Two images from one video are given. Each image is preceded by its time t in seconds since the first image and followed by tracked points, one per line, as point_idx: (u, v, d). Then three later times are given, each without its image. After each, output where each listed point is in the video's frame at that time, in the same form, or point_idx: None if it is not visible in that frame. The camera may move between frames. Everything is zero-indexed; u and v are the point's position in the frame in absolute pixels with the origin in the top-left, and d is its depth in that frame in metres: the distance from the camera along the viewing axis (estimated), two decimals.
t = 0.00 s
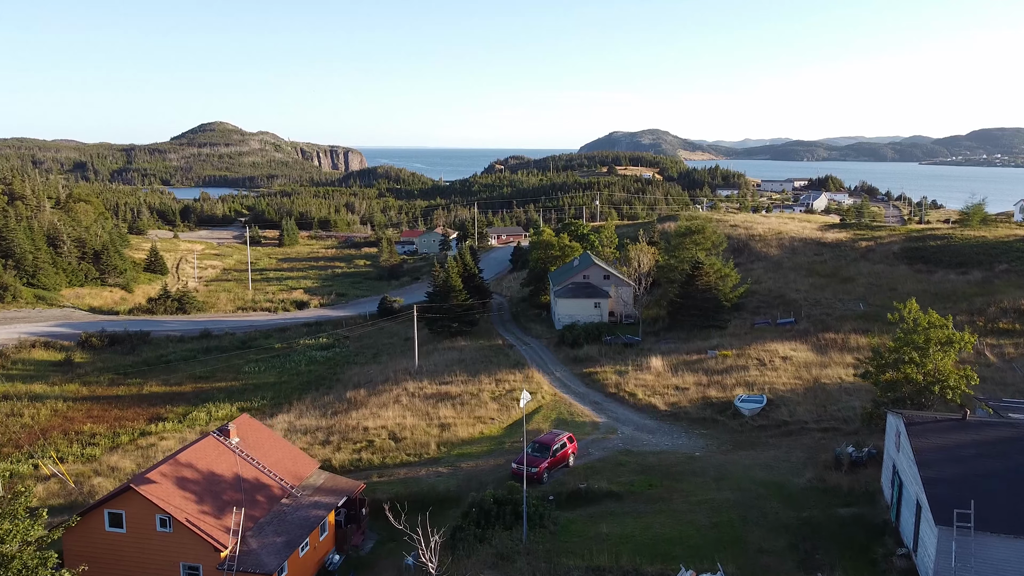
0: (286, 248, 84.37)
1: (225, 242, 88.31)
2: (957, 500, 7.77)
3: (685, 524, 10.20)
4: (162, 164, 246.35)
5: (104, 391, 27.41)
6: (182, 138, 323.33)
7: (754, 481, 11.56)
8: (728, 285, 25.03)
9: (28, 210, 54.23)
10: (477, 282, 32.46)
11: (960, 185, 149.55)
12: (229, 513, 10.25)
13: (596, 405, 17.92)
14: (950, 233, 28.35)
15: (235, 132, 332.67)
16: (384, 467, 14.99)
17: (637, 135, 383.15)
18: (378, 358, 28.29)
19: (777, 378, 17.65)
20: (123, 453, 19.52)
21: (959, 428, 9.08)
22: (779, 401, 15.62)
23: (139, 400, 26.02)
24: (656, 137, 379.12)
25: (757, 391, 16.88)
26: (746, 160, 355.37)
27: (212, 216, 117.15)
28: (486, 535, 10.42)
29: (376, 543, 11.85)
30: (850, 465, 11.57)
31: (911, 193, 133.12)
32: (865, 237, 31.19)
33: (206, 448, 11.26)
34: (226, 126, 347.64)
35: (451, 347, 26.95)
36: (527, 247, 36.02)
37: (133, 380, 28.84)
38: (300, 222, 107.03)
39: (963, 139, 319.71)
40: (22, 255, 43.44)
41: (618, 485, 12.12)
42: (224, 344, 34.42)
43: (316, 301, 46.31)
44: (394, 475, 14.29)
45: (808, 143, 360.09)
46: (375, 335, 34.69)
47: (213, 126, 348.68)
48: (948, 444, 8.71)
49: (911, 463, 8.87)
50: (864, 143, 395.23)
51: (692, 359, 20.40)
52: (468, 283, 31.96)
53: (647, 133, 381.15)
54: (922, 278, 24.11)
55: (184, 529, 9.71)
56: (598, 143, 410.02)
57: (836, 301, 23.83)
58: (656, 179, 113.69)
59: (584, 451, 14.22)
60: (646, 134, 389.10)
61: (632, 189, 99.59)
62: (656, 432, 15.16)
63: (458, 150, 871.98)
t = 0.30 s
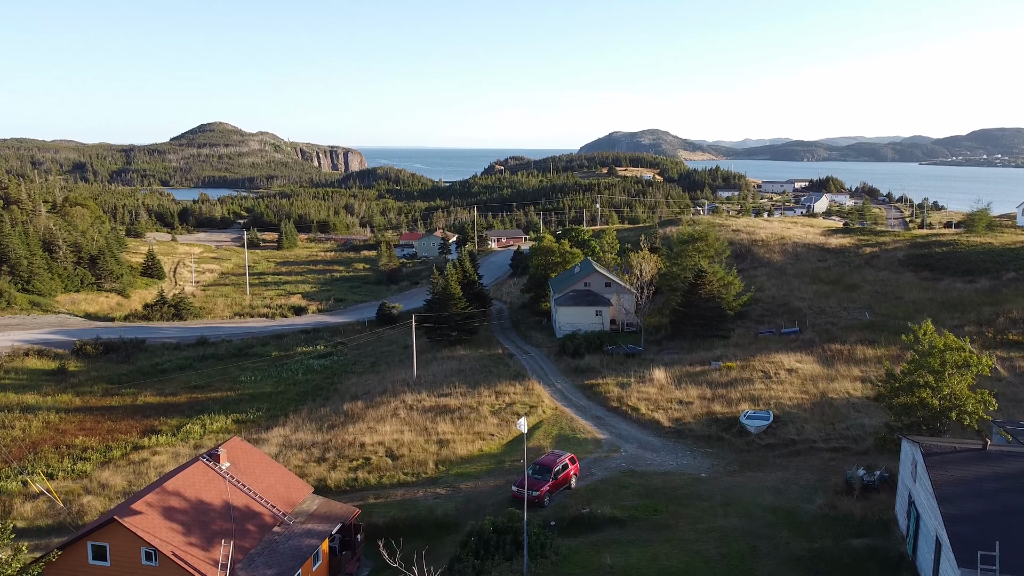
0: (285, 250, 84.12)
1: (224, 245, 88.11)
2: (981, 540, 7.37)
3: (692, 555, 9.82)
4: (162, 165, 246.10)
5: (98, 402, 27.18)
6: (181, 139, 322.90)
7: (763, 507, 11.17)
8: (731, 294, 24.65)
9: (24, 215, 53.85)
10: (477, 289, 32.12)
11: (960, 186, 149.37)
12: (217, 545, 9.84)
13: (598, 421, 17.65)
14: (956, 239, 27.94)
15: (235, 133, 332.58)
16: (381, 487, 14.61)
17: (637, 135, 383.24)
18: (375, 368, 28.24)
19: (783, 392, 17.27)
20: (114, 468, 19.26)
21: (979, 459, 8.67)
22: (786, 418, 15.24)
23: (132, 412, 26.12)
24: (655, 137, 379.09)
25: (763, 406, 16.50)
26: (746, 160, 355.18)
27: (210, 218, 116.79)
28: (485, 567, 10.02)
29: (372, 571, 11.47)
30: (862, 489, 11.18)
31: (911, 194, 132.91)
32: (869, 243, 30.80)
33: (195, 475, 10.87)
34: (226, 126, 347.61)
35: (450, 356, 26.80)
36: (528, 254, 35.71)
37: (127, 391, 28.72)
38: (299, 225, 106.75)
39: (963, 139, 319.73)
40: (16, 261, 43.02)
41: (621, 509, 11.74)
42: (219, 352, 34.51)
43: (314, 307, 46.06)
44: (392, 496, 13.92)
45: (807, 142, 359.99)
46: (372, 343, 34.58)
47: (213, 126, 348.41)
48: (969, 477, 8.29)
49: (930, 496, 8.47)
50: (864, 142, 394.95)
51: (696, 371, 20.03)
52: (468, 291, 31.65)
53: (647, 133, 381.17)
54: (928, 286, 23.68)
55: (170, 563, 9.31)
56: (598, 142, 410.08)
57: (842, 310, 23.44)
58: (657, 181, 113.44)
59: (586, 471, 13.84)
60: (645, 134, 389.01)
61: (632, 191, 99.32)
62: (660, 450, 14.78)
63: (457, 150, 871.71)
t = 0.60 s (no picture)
0: (284, 253, 83.87)
1: (223, 248, 87.85)
2: None
3: None
4: (161, 165, 245.82)
5: (91, 413, 26.96)
6: (180, 139, 322.67)
7: (772, 536, 10.76)
8: (735, 302, 24.26)
9: (20, 220, 53.46)
10: (476, 296, 31.78)
11: (961, 186, 149.19)
12: None
13: (601, 437, 17.32)
14: (961, 245, 27.55)
15: (234, 134, 332.29)
16: (377, 509, 14.19)
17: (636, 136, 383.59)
18: (374, 379, 28.10)
19: (789, 406, 16.87)
20: (105, 485, 18.94)
21: (1003, 496, 8.20)
22: (793, 436, 14.82)
23: (126, 424, 25.92)
24: (655, 137, 379.11)
25: (769, 421, 16.08)
26: (745, 160, 355.02)
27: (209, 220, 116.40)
28: None
29: None
30: (875, 516, 10.77)
31: (912, 194, 132.66)
32: (874, 248, 30.41)
33: (182, 504, 10.45)
34: (225, 127, 347.24)
35: (449, 367, 26.53)
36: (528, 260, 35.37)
37: (120, 401, 28.51)
38: (298, 227, 106.48)
39: (963, 139, 319.53)
40: (11, 266, 42.61)
41: (626, 536, 11.30)
42: (216, 359, 34.20)
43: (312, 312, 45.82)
44: (388, 519, 13.49)
45: (807, 142, 359.77)
46: (370, 352, 34.47)
47: (212, 126, 347.96)
48: (993, 515, 7.83)
49: (951, 534, 8.01)
50: (864, 143, 395.06)
51: (699, 384, 19.69)
52: (467, 298, 31.29)
53: (647, 133, 381.48)
54: (935, 294, 23.15)
55: None
56: (598, 143, 409.97)
57: (847, 319, 23.03)
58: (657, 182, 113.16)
59: (589, 493, 13.42)
60: (645, 134, 388.86)
61: (632, 193, 99.09)
62: (665, 470, 14.35)
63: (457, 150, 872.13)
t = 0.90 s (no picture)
0: (282, 256, 83.56)
1: (221, 251, 87.61)
2: None
3: None
4: (160, 166, 245.42)
5: (83, 424, 27.00)
6: (179, 140, 322.23)
7: (783, 565, 10.35)
8: (739, 311, 23.87)
9: (16, 225, 53.06)
10: (475, 302, 31.53)
11: (961, 187, 148.87)
12: None
13: (604, 454, 17.04)
14: (967, 251, 27.09)
15: (233, 134, 331.78)
16: (373, 532, 13.85)
17: (636, 136, 383.33)
18: (369, 390, 28.63)
19: (796, 422, 16.51)
20: (96, 502, 18.99)
21: None
22: (801, 454, 14.41)
23: (119, 435, 25.93)
24: (655, 137, 378.75)
25: (777, 438, 15.69)
26: (745, 160, 354.65)
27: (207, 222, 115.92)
28: None
29: None
30: (889, 545, 10.38)
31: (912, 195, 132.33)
32: (878, 254, 29.97)
33: (167, 535, 10.04)
34: (225, 127, 346.92)
35: (447, 377, 26.38)
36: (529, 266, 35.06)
37: (114, 412, 28.57)
38: (296, 229, 106.15)
39: (962, 138, 319.32)
40: (5, 272, 42.20)
41: (630, 564, 10.90)
42: (213, 367, 34.73)
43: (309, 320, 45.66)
44: (385, 542, 13.16)
45: (807, 142, 359.54)
46: (368, 361, 34.61)
47: (211, 126, 347.40)
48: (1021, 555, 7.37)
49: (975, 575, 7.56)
50: (863, 143, 395.06)
51: (703, 396, 19.45)
52: (466, 305, 31.02)
53: (647, 133, 381.31)
54: (942, 302, 22.53)
55: None
56: (597, 142, 410.72)
57: (852, 328, 22.64)
58: (657, 184, 112.77)
59: (592, 515, 13.04)
60: (645, 134, 389.30)
61: (632, 195, 98.78)
62: (670, 491, 13.99)
63: (456, 150, 871.98)
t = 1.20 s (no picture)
0: (275, 259, 83.06)
1: (214, 254, 87.07)
2: None
3: None
4: (154, 166, 244.12)
5: (69, 437, 26.68)
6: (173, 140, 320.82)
7: None
8: (737, 320, 23.55)
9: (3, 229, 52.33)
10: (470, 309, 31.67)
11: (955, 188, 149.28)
12: None
13: (601, 471, 16.85)
14: (968, 258, 26.77)
15: (227, 134, 330.44)
16: (364, 557, 13.48)
17: (631, 136, 383.56)
18: (361, 405, 28.68)
19: (798, 437, 16.23)
20: (79, 522, 18.67)
21: None
22: (803, 473, 14.07)
23: (105, 448, 25.60)
24: (649, 137, 379.09)
25: (780, 456, 15.34)
26: (740, 160, 355.23)
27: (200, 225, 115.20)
28: None
29: None
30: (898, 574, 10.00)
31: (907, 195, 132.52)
32: (877, 260, 29.67)
33: (147, 568, 9.59)
34: (219, 127, 345.39)
35: (439, 391, 26.30)
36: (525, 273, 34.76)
37: (101, 424, 28.21)
38: (290, 232, 105.51)
39: (956, 138, 320.82)
40: None
41: None
42: (203, 376, 34.77)
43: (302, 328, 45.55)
44: (375, 569, 12.77)
45: (801, 142, 360.41)
46: (361, 373, 34.52)
47: (205, 126, 345.65)
48: None
49: None
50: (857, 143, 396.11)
51: (702, 408, 19.44)
52: (460, 313, 30.91)
53: (642, 133, 381.77)
54: (942, 311, 22.17)
55: None
56: (592, 142, 410.90)
57: (853, 337, 22.35)
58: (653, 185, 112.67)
59: (589, 540, 12.65)
60: (640, 134, 390.07)
61: (628, 197, 98.67)
62: (669, 512, 13.67)
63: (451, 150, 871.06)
